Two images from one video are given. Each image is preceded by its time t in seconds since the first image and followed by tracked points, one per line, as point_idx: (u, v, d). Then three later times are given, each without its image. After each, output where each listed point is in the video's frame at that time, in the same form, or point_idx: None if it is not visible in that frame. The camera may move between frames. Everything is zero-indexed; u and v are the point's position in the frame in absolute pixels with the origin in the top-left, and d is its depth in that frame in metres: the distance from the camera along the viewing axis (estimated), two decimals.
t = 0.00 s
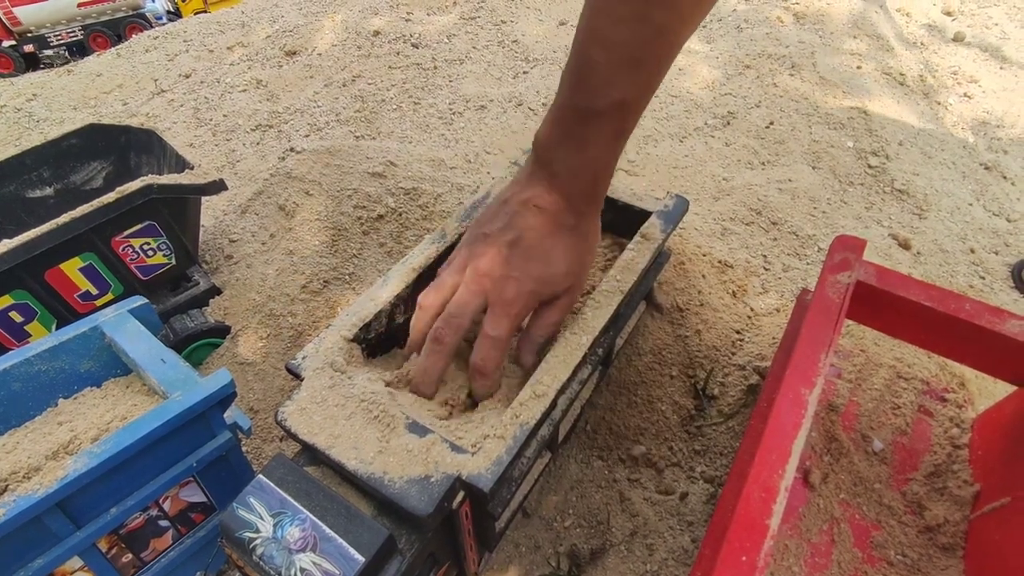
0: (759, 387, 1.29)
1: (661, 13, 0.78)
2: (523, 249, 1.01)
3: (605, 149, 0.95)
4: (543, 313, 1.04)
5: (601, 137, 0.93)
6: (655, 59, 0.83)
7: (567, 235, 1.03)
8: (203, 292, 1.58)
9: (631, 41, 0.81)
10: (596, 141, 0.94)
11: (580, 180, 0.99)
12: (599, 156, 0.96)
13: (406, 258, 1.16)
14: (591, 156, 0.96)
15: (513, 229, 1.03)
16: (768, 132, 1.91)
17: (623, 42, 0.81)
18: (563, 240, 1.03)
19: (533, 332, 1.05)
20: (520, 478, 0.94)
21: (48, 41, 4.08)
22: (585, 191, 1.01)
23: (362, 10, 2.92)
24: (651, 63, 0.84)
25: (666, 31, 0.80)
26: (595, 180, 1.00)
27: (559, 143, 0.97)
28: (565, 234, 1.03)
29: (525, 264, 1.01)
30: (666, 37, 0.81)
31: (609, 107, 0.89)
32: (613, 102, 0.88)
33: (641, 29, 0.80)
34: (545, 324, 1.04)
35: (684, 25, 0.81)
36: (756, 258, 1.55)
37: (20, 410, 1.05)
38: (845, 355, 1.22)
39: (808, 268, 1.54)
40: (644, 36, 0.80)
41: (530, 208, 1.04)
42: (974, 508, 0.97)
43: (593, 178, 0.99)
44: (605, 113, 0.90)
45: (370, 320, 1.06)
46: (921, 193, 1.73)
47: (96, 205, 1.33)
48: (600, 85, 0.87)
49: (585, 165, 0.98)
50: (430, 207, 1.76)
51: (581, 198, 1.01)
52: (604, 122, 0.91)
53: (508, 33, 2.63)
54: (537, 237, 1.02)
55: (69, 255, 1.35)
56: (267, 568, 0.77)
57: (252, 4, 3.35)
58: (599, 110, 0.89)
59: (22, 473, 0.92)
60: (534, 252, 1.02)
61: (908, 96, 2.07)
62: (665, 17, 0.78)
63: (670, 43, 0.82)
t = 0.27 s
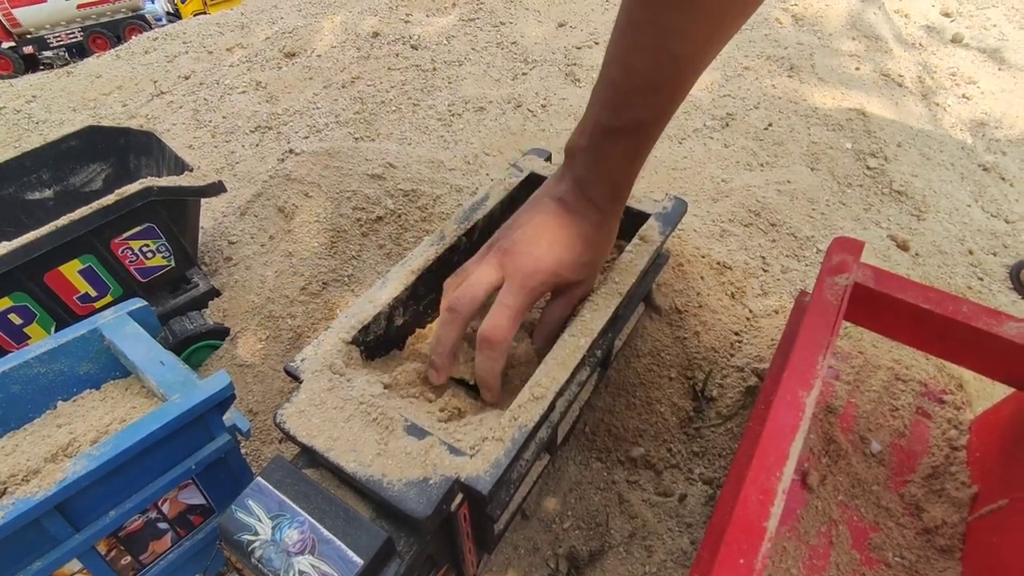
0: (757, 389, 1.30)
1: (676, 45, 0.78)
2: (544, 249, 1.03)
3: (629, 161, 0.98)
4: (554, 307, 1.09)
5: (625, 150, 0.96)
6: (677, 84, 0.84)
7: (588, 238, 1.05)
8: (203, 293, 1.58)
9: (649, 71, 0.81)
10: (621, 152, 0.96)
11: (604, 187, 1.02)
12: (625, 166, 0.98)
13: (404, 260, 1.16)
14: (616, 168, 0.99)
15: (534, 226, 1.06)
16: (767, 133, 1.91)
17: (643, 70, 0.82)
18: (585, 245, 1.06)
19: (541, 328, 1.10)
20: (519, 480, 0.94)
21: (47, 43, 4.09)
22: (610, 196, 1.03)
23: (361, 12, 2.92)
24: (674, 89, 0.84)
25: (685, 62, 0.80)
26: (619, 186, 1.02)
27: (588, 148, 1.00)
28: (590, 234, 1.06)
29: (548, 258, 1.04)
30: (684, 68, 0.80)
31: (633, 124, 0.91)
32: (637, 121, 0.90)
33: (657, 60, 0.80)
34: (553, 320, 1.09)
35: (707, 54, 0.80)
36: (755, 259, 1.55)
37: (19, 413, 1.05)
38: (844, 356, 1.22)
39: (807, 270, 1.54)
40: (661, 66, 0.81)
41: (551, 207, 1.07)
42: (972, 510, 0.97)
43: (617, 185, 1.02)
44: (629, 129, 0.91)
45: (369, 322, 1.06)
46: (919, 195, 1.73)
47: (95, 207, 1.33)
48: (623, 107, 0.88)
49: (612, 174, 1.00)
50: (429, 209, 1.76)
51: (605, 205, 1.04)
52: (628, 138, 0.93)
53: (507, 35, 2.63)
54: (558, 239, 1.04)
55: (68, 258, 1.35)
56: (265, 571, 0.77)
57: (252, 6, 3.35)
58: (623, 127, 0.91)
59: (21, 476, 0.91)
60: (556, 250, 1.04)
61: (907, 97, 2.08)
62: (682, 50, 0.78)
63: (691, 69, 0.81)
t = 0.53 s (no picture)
0: (756, 390, 1.30)
1: (688, 67, 0.75)
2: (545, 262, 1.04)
3: (638, 181, 0.96)
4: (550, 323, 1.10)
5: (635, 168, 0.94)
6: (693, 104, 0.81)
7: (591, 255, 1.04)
8: (203, 295, 1.59)
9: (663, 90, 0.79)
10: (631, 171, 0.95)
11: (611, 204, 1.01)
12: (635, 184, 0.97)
13: (404, 262, 1.16)
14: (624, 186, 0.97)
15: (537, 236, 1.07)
16: (766, 135, 1.91)
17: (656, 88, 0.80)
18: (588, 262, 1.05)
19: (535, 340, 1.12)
20: (518, 481, 0.94)
21: (47, 44, 4.10)
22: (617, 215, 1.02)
23: (361, 13, 2.93)
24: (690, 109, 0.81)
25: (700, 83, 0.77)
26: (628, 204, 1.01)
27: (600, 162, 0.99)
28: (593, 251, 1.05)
29: (548, 273, 1.04)
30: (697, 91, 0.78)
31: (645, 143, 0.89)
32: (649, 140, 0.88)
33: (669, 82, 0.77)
34: (548, 336, 1.11)
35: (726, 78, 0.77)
36: (754, 261, 1.56)
37: (19, 414, 1.06)
38: (843, 357, 1.22)
39: (806, 271, 1.54)
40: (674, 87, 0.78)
41: (555, 218, 1.07)
42: (971, 511, 0.98)
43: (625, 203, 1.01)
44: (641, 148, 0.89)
45: (369, 323, 1.06)
46: (918, 196, 1.74)
47: (95, 209, 1.33)
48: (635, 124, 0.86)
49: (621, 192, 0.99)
50: (428, 211, 1.76)
51: (610, 225, 1.03)
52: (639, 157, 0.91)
53: (507, 36, 2.63)
54: (559, 253, 1.04)
55: (68, 259, 1.35)
56: (266, 572, 0.77)
57: (251, 7, 3.36)
58: (633, 146, 0.90)
59: (21, 477, 0.92)
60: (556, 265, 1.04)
61: (906, 98, 2.08)
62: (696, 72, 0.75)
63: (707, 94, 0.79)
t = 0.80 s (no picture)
0: (756, 390, 1.30)
1: (683, 53, 0.75)
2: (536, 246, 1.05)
3: (631, 166, 0.97)
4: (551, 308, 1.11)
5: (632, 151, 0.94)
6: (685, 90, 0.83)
7: (584, 240, 1.06)
8: (202, 295, 1.58)
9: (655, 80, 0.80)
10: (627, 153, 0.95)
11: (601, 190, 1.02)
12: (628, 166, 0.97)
13: (404, 262, 1.16)
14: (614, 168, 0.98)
15: (532, 222, 1.07)
16: (765, 135, 1.91)
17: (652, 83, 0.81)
18: (581, 246, 1.06)
19: (537, 328, 1.13)
20: (518, 481, 0.94)
21: (46, 44, 4.10)
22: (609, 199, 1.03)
23: (361, 13, 2.93)
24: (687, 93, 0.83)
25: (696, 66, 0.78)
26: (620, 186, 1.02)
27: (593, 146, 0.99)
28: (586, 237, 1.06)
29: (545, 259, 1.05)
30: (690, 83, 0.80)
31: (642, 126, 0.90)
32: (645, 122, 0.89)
33: (664, 68, 0.78)
34: (550, 321, 1.12)
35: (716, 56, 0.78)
36: (754, 261, 1.56)
37: (19, 414, 1.05)
38: (843, 357, 1.21)
39: (805, 271, 1.54)
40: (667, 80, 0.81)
41: (550, 205, 1.08)
42: (971, 510, 0.98)
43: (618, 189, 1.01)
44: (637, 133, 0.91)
45: (369, 323, 1.06)
46: (918, 195, 1.74)
47: (95, 209, 1.33)
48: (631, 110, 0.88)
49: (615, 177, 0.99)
50: (428, 211, 1.76)
51: (603, 209, 1.04)
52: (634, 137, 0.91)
53: (507, 37, 2.63)
54: (554, 239, 1.05)
55: (68, 259, 1.35)
56: (266, 572, 0.77)
57: (251, 7, 3.36)
58: (626, 128, 0.91)
59: (21, 477, 0.91)
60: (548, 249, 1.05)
61: (905, 99, 2.08)
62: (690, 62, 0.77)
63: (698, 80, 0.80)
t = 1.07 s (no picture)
0: (755, 391, 1.30)
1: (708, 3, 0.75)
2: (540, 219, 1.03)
3: (638, 132, 0.96)
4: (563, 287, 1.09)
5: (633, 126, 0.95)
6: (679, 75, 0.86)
7: (589, 208, 1.04)
8: (201, 296, 1.58)
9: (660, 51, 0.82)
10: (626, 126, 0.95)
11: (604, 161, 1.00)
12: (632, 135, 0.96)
13: (403, 263, 1.16)
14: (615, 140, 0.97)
15: (535, 196, 1.06)
16: (764, 135, 1.91)
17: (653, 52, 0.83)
18: (587, 217, 1.04)
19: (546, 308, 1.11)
20: (517, 482, 0.94)
21: (45, 45, 4.10)
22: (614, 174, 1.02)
23: (360, 14, 2.93)
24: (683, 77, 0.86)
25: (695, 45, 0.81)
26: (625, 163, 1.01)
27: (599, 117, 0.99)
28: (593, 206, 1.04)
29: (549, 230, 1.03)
30: (689, 65, 0.83)
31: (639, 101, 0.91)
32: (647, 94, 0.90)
33: (678, 23, 0.78)
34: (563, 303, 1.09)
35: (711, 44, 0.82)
36: (753, 261, 1.56)
37: (18, 416, 1.05)
38: (842, 357, 1.21)
39: (804, 271, 1.54)
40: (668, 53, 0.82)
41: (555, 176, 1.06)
42: (970, 510, 0.98)
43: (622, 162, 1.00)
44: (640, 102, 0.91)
45: (368, 324, 1.06)
46: (916, 196, 1.74)
47: (93, 210, 1.33)
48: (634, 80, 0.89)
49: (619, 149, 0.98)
50: (427, 211, 1.76)
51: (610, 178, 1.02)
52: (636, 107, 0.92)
53: (506, 37, 2.63)
54: (557, 210, 1.04)
55: (66, 260, 1.35)
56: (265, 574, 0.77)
57: (250, 8, 3.36)
58: (636, 88, 0.89)
59: (19, 479, 0.91)
60: (552, 222, 1.04)
61: (904, 99, 2.08)
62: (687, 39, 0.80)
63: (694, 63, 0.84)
